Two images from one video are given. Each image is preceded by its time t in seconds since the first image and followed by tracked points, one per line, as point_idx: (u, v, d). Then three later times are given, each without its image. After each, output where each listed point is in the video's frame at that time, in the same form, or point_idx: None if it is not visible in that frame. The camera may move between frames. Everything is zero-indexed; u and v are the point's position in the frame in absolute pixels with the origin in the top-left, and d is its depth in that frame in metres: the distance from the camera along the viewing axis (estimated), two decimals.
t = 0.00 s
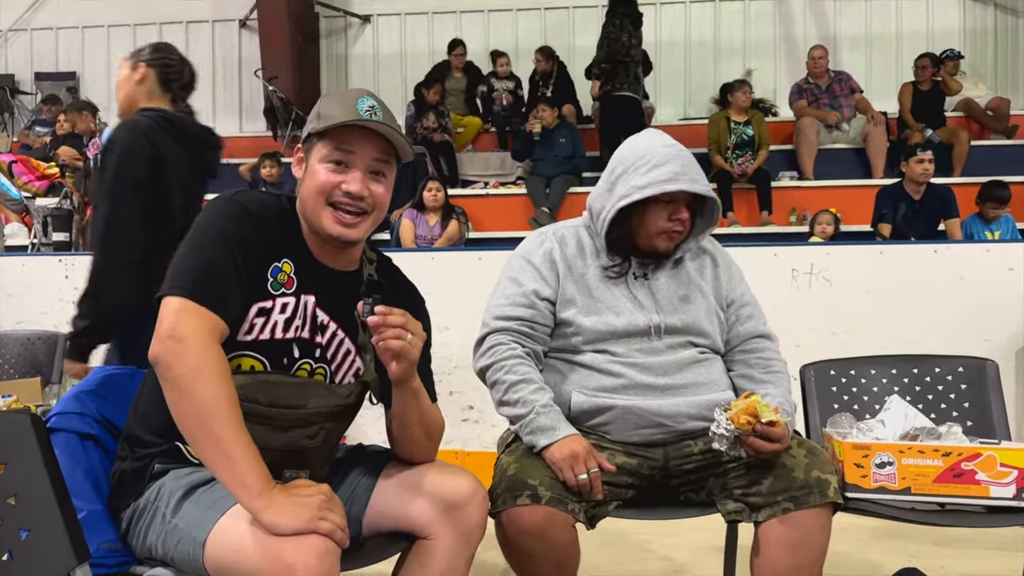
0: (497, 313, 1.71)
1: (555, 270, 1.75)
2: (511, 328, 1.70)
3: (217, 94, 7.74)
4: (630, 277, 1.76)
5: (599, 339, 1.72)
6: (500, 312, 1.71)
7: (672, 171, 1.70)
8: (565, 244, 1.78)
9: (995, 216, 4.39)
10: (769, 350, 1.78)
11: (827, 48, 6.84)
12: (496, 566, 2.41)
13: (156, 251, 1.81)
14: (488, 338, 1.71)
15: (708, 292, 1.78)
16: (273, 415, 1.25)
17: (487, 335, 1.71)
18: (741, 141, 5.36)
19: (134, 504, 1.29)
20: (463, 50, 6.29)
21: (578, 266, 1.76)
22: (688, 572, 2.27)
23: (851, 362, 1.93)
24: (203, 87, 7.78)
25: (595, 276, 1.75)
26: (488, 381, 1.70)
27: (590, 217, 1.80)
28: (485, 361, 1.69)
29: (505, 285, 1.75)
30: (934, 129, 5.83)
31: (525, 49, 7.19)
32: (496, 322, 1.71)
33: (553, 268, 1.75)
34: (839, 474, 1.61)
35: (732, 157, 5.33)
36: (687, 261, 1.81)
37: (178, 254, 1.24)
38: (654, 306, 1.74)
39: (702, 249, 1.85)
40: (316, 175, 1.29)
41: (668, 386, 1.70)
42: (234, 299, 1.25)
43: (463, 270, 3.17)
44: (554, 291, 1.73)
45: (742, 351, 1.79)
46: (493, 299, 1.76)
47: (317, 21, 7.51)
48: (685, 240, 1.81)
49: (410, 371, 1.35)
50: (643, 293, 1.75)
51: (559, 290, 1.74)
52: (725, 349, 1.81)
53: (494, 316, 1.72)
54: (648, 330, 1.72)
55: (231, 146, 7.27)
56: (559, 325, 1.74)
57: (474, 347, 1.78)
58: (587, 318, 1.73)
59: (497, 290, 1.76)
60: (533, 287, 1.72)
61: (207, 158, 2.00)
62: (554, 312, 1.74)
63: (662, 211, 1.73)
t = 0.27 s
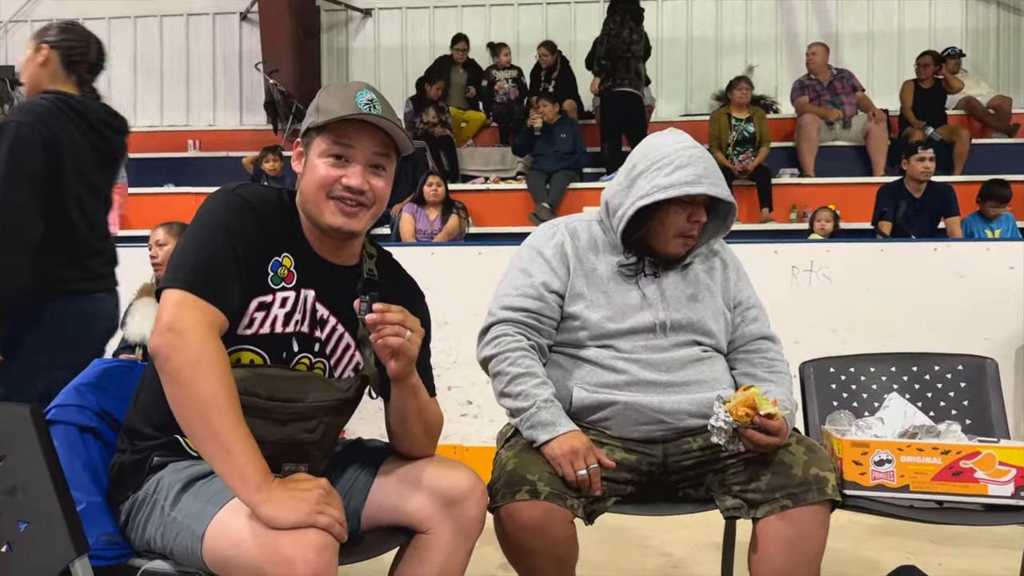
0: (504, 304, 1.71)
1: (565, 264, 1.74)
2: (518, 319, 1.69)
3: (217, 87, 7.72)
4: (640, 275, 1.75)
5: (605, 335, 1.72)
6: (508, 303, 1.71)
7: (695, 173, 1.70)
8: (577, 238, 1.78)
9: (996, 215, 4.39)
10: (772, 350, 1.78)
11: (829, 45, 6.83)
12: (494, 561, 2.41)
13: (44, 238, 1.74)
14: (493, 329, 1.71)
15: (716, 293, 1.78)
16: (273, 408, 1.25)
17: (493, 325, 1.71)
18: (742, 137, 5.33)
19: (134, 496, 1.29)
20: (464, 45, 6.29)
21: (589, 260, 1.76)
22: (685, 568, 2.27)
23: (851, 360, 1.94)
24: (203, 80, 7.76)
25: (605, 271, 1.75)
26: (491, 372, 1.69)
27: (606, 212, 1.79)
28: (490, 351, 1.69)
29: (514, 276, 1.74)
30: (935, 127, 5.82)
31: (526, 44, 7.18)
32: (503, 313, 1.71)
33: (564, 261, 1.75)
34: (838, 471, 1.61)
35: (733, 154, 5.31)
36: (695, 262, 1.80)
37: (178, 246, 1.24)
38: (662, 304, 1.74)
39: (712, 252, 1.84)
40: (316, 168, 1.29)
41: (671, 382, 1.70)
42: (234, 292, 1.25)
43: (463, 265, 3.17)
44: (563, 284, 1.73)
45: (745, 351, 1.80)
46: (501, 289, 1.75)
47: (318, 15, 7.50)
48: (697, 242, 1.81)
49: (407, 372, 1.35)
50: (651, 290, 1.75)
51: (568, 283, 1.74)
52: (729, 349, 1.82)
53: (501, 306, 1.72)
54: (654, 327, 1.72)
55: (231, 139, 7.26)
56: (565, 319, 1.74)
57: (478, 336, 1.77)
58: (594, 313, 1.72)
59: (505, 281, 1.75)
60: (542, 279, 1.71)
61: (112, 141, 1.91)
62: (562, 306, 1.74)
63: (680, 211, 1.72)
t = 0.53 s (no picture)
0: (510, 296, 1.71)
1: (572, 258, 1.74)
2: (522, 312, 1.69)
3: (217, 81, 7.72)
4: (647, 273, 1.75)
5: (610, 331, 1.72)
6: (514, 294, 1.70)
7: (709, 174, 1.70)
8: (585, 232, 1.78)
9: (995, 213, 4.39)
10: (773, 350, 1.79)
11: (829, 43, 6.82)
12: (490, 556, 2.42)
13: None
14: (497, 320, 1.71)
15: (721, 293, 1.78)
16: (269, 403, 1.25)
17: (498, 316, 1.71)
18: (742, 134, 5.33)
19: (131, 489, 1.29)
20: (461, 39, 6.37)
21: (596, 256, 1.76)
22: (682, 564, 2.28)
23: (847, 357, 1.94)
24: (203, 74, 7.75)
25: (612, 267, 1.75)
26: (493, 362, 1.69)
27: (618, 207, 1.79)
28: (493, 342, 1.68)
29: (521, 268, 1.74)
30: (935, 125, 5.82)
31: (527, 40, 7.17)
32: (508, 304, 1.70)
33: (571, 255, 1.74)
34: (834, 468, 1.62)
35: (733, 151, 5.29)
36: (701, 262, 1.80)
37: (169, 244, 1.24)
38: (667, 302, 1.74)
39: (718, 253, 1.84)
40: (348, 176, 1.28)
41: (671, 379, 1.71)
42: (228, 292, 1.25)
43: (462, 261, 3.17)
44: (569, 279, 1.73)
45: (746, 350, 1.80)
46: (507, 281, 1.75)
47: (319, 9, 7.49)
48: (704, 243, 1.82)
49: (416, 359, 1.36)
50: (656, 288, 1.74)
51: (574, 278, 1.74)
52: (730, 348, 1.82)
53: (507, 298, 1.72)
54: (657, 324, 1.72)
55: (231, 133, 7.26)
56: (570, 314, 1.74)
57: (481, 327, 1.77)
58: (600, 308, 1.73)
59: (512, 273, 1.75)
60: (549, 272, 1.71)
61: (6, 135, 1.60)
62: (567, 300, 1.74)
63: (692, 211, 1.72)
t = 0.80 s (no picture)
0: (514, 292, 1.70)
1: (577, 254, 1.74)
2: (525, 308, 1.69)
3: (218, 76, 7.71)
4: (651, 270, 1.76)
5: (612, 327, 1.72)
6: (518, 290, 1.70)
7: (715, 169, 1.70)
8: (590, 229, 1.78)
9: (996, 213, 4.38)
10: (774, 349, 1.79)
11: (831, 41, 6.81)
12: (489, 552, 2.42)
13: None
14: (500, 316, 1.70)
15: (724, 291, 1.78)
16: (267, 401, 1.25)
17: (501, 311, 1.70)
18: (743, 132, 5.34)
19: (131, 484, 1.30)
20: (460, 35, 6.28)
21: (601, 252, 1.76)
22: (680, 561, 2.29)
23: (846, 355, 1.94)
24: (204, 69, 7.74)
25: (616, 263, 1.75)
26: (494, 357, 1.69)
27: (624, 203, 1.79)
28: (495, 337, 1.68)
29: (525, 265, 1.74)
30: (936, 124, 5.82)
31: (528, 36, 7.16)
32: (512, 299, 1.70)
33: (577, 252, 1.74)
34: (832, 466, 1.62)
35: (733, 149, 5.32)
36: (703, 260, 1.80)
37: (163, 240, 1.23)
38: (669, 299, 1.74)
39: (722, 251, 1.84)
40: (389, 192, 1.30)
41: (671, 376, 1.71)
42: (224, 292, 1.25)
43: (462, 258, 3.17)
44: (574, 275, 1.72)
45: (746, 349, 1.81)
46: (511, 277, 1.74)
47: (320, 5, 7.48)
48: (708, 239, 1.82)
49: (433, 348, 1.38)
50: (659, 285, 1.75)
51: (578, 274, 1.73)
52: (731, 346, 1.83)
53: (511, 293, 1.71)
54: (659, 321, 1.72)
55: (231, 129, 7.26)
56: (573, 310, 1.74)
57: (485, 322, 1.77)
58: (603, 304, 1.73)
59: (517, 268, 1.75)
60: (554, 269, 1.71)
61: None
62: (571, 297, 1.74)
63: (696, 207, 1.72)
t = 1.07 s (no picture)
0: (519, 292, 1.70)
1: (581, 254, 1.74)
2: (530, 306, 1.68)
3: (220, 72, 7.70)
4: (656, 267, 1.75)
5: (617, 325, 1.72)
6: (523, 290, 1.70)
7: (713, 162, 1.71)
8: (594, 228, 1.78)
9: (999, 212, 4.37)
10: (779, 349, 1.79)
11: (834, 39, 6.80)
12: (491, 549, 2.42)
13: None
14: (504, 316, 1.70)
15: (729, 289, 1.78)
16: (276, 399, 1.25)
17: (506, 311, 1.70)
18: (746, 130, 5.33)
19: (135, 479, 1.29)
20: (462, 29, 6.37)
21: (605, 250, 1.76)
22: (682, 558, 2.29)
23: (850, 354, 1.94)
24: (206, 65, 7.73)
25: (620, 261, 1.75)
26: (502, 358, 1.69)
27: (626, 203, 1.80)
28: (501, 337, 1.68)
29: (530, 265, 1.74)
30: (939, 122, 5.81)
31: (531, 33, 7.15)
32: (516, 299, 1.70)
33: (581, 251, 1.74)
34: (836, 464, 1.62)
35: (736, 147, 5.31)
36: (710, 258, 1.80)
37: (172, 235, 1.22)
38: (674, 296, 1.74)
39: (729, 250, 1.83)
40: (407, 196, 1.30)
41: (676, 374, 1.70)
42: (231, 288, 1.24)
43: (465, 254, 3.17)
44: (578, 274, 1.73)
45: (752, 347, 1.80)
46: (517, 277, 1.75)
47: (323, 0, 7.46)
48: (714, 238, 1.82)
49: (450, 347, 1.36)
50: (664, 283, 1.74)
51: (583, 273, 1.73)
52: (737, 345, 1.82)
53: (515, 294, 1.71)
54: (664, 319, 1.72)
55: (234, 124, 7.27)
56: (578, 309, 1.74)
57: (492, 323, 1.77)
58: (608, 302, 1.73)
59: (522, 269, 1.75)
60: (559, 268, 1.71)
61: None
62: (576, 296, 1.74)
63: (693, 202, 1.73)
